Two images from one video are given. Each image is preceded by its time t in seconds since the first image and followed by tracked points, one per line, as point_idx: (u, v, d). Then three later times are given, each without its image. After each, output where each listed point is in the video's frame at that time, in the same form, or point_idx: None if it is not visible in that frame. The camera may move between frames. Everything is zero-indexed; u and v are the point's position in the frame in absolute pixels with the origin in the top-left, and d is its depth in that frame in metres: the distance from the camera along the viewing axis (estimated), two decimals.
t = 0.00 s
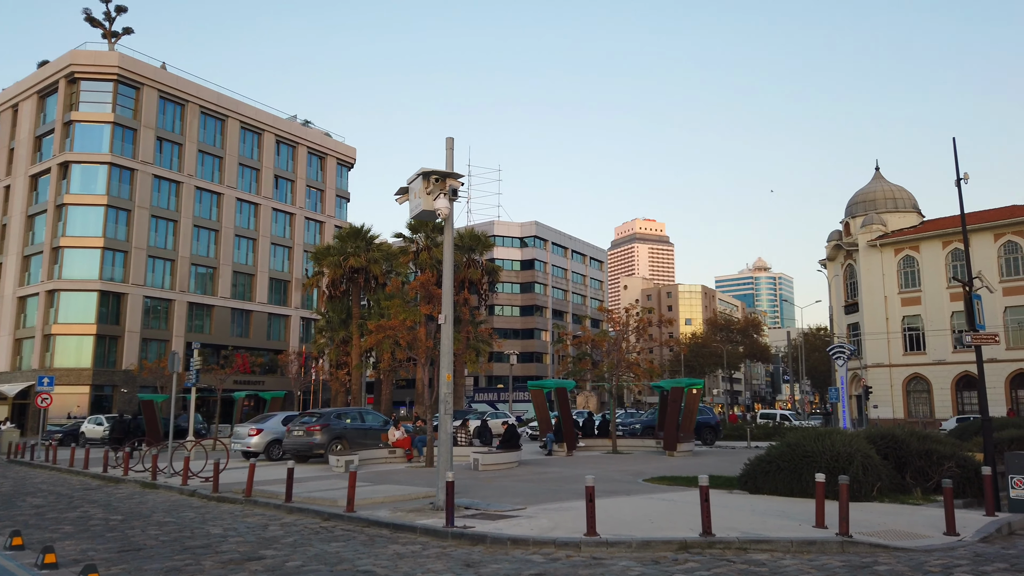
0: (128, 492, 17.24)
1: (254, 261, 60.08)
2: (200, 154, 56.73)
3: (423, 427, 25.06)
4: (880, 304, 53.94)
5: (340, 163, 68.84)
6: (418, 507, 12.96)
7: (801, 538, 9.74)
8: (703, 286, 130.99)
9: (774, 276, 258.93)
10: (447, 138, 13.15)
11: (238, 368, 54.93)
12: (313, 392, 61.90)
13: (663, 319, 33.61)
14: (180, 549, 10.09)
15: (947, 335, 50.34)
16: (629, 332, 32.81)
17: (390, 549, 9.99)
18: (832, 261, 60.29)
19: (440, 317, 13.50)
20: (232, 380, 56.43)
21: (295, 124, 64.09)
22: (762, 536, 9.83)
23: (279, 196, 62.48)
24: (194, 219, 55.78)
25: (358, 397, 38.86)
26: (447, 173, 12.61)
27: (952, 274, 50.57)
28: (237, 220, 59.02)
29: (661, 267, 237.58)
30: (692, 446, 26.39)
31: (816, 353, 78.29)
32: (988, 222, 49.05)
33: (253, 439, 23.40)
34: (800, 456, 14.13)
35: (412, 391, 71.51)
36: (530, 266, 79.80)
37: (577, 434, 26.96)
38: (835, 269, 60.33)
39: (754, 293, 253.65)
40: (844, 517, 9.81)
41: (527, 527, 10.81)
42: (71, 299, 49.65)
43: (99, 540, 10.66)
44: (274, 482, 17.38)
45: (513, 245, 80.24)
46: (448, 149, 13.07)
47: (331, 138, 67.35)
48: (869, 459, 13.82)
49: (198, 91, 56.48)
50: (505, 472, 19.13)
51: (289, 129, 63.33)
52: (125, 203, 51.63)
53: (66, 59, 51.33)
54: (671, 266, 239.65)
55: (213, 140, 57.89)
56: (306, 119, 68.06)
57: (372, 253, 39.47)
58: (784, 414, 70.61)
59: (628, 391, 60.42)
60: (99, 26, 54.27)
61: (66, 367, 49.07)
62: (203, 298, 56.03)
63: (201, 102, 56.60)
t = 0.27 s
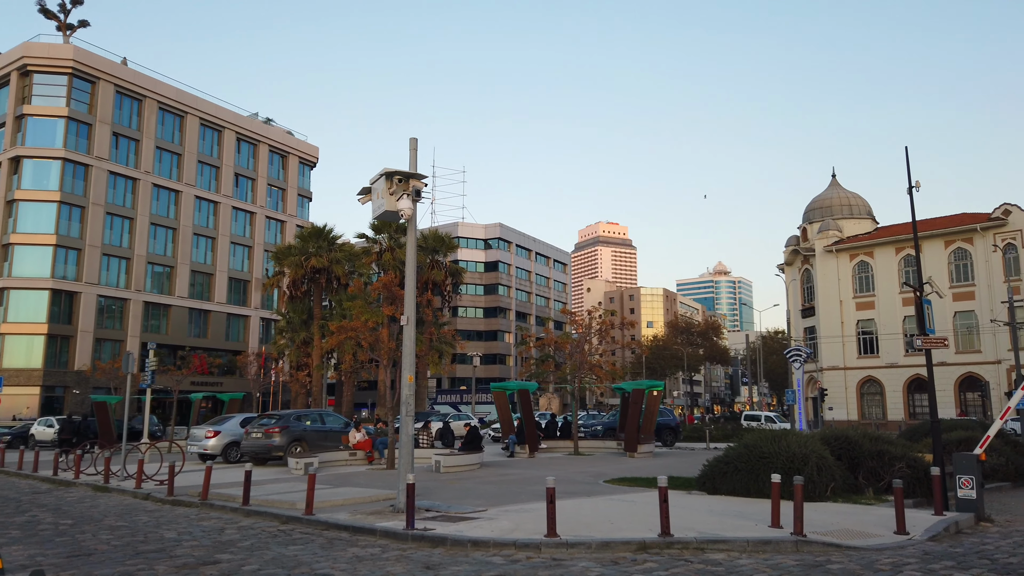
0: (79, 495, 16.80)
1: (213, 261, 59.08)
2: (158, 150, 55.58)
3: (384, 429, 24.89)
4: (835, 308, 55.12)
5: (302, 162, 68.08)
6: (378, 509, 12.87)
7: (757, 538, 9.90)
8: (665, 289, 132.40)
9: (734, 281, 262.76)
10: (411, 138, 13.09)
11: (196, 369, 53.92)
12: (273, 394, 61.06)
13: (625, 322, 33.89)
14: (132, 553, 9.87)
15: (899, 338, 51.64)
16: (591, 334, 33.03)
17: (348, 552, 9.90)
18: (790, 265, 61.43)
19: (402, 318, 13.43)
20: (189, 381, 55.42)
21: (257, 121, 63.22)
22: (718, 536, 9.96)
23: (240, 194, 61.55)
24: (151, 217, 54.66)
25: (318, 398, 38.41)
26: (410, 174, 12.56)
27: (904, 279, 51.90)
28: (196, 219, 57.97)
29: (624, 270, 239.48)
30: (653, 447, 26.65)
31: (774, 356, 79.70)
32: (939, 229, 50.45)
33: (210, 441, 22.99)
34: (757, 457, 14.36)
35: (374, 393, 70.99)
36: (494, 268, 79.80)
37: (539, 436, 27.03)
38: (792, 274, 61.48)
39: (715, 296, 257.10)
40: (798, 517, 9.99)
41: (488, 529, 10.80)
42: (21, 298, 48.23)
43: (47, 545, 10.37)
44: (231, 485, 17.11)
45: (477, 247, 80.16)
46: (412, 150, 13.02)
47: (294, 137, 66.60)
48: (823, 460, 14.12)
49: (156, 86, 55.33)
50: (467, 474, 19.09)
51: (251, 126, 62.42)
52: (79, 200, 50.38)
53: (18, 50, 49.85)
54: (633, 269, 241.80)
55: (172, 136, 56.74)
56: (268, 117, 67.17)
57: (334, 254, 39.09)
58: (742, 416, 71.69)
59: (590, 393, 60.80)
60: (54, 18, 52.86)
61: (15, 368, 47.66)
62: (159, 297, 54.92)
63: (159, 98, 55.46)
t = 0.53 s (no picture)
0: (34, 498, 16.39)
1: (176, 258, 58.09)
2: (120, 145, 54.44)
3: (350, 429, 24.69)
4: (798, 310, 56.05)
5: (268, 159, 67.29)
6: (343, 510, 12.76)
7: (720, 536, 10.02)
8: (632, 290, 133.45)
9: (700, 282, 265.73)
10: (379, 137, 13.01)
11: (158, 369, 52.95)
12: (236, 394, 60.22)
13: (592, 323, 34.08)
14: (90, 556, 9.66)
15: (859, 340, 52.68)
16: (559, 334, 33.16)
17: (313, 554, 9.82)
18: (754, 268, 62.34)
19: (369, 317, 13.33)
20: (150, 381, 54.49)
21: (222, 117, 62.31)
22: (683, 535, 10.07)
23: (204, 190, 60.60)
24: (112, 213, 53.56)
25: (283, 398, 38.00)
26: (379, 173, 12.48)
27: (865, 282, 52.95)
28: (159, 215, 56.93)
29: (592, 271, 240.74)
30: (619, 447, 26.83)
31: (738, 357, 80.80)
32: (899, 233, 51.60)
33: (171, 442, 22.58)
34: (721, 457, 14.55)
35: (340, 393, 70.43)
36: (462, 268, 79.67)
37: (507, 436, 27.07)
38: (756, 276, 62.38)
39: (681, 298, 259.63)
40: (760, 516, 10.15)
41: (454, 529, 10.79)
42: None
43: (1, 549, 10.10)
44: (193, 486, 16.82)
45: (445, 247, 79.95)
46: (380, 148, 12.93)
47: (260, 133, 65.81)
48: (785, 460, 14.34)
49: (118, 80, 54.19)
50: (434, 474, 19.03)
51: (215, 122, 61.50)
52: (37, 195, 49.18)
53: None
54: (601, 270, 243.14)
55: (134, 131, 55.61)
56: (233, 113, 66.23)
57: (300, 253, 38.70)
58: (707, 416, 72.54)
59: (557, 393, 61.01)
60: (12, 8, 51.51)
61: None
62: (120, 295, 53.82)
63: (121, 91, 54.32)
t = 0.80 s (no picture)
0: None
1: (143, 256, 57.15)
2: (86, 140, 53.38)
3: (321, 430, 24.50)
4: (767, 311, 56.75)
5: (239, 156, 66.54)
6: (313, 512, 12.65)
7: (689, 536, 10.11)
8: (604, 291, 134.16)
9: (672, 283, 267.87)
10: (352, 135, 12.91)
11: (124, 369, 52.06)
12: (205, 394, 59.41)
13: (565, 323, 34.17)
14: (51, 559, 9.46)
15: (827, 341, 53.48)
16: (531, 335, 33.20)
17: (281, 556, 9.72)
18: (724, 270, 63.02)
19: (340, 316, 13.22)
20: (115, 381, 53.50)
21: (192, 113, 61.46)
22: (653, 535, 10.15)
23: (172, 187, 59.72)
24: (78, 210, 52.53)
25: (253, 398, 37.57)
26: (351, 172, 12.39)
27: (832, 284, 53.77)
28: (126, 212, 55.96)
29: (565, 271, 241.47)
30: (590, 447, 26.94)
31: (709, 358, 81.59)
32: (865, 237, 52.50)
33: (137, 443, 22.20)
34: (691, 457, 14.69)
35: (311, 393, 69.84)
36: (436, 268, 79.42)
37: (478, 436, 27.06)
38: (727, 278, 63.08)
39: (653, 299, 261.36)
40: (729, 515, 10.26)
41: (424, 530, 10.75)
42: None
43: None
44: (159, 488, 16.56)
45: (418, 246, 79.66)
46: (352, 146, 12.84)
47: (230, 130, 65.05)
48: (753, 460, 14.51)
49: (85, 74, 53.14)
50: (405, 475, 18.96)
51: (185, 119, 60.63)
52: None
53: None
54: (574, 271, 243.97)
55: (101, 127, 54.55)
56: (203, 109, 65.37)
57: (271, 251, 38.30)
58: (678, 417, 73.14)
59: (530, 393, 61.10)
60: None
61: None
62: (86, 293, 52.81)
63: (87, 86, 53.27)
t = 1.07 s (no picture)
0: None
1: (115, 254, 56.31)
2: (56, 136, 52.40)
3: (295, 430, 24.30)
4: (742, 313, 57.29)
5: (213, 154, 65.88)
6: (287, 513, 12.54)
7: (664, 535, 10.18)
8: (581, 291, 134.61)
9: (648, 285, 269.47)
10: (329, 133, 12.83)
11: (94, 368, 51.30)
12: (177, 394, 58.67)
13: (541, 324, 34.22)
14: (17, 563, 9.28)
15: (800, 342, 54.12)
16: (508, 335, 33.22)
17: (254, 557, 9.63)
18: (700, 271, 63.57)
19: (315, 316, 13.12)
20: (86, 380, 52.57)
21: (165, 110, 60.69)
22: (628, 534, 10.20)
23: (145, 185, 58.94)
24: (47, 207, 51.61)
25: (227, 399, 37.17)
26: (327, 170, 12.32)
27: (805, 286, 54.43)
28: (97, 210, 55.11)
29: (542, 272, 241.83)
30: (567, 447, 27.02)
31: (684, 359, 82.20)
32: (838, 239, 53.21)
33: (107, 444, 21.86)
34: (666, 457, 14.81)
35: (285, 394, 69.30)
36: (412, 268, 79.13)
37: (455, 437, 27.03)
38: (702, 279, 63.61)
39: (629, 299, 262.65)
40: (703, 514, 10.34)
41: (400, 531, 10.71)
42: None
43: None
44: (130, 489, 16.32)
45: (396, 246, 79.28)
46: (329, 145, 12.75)
47: (205, 128, 64.38)
48: (727, 459, 14.64)
49: (55, 69, 52.14)
50: (381, 476, 18.90)
51: (158, 115, 59.83)
52: None
53: None
54: (551, 271, 244.45)
55: (72, 122, 53.56)
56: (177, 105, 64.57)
57: (245, 250, 37.90)
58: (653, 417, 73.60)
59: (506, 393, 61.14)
60: None
61: None
62: (55, 291, 51.90)
63: (58, 81, 52.28)
